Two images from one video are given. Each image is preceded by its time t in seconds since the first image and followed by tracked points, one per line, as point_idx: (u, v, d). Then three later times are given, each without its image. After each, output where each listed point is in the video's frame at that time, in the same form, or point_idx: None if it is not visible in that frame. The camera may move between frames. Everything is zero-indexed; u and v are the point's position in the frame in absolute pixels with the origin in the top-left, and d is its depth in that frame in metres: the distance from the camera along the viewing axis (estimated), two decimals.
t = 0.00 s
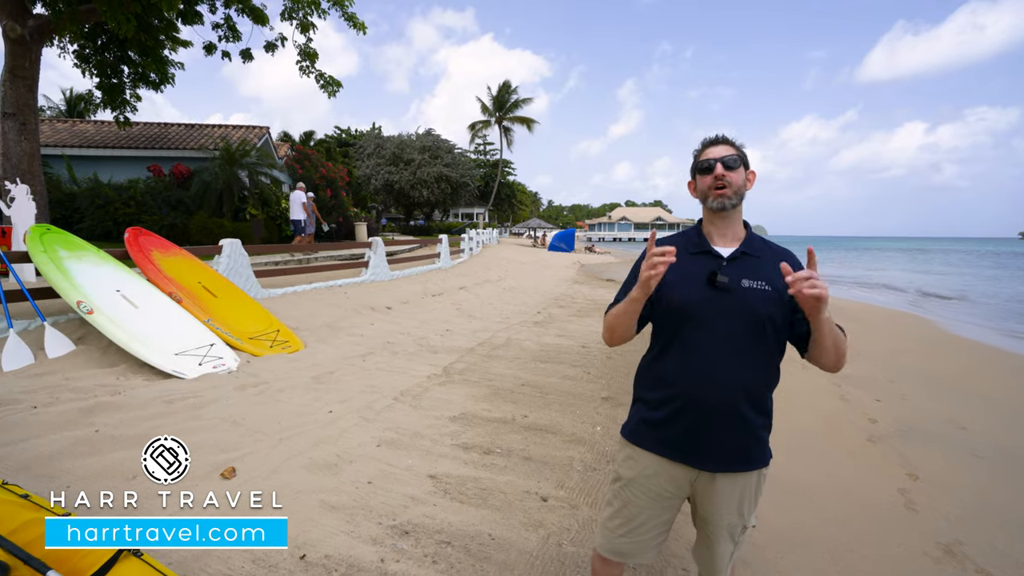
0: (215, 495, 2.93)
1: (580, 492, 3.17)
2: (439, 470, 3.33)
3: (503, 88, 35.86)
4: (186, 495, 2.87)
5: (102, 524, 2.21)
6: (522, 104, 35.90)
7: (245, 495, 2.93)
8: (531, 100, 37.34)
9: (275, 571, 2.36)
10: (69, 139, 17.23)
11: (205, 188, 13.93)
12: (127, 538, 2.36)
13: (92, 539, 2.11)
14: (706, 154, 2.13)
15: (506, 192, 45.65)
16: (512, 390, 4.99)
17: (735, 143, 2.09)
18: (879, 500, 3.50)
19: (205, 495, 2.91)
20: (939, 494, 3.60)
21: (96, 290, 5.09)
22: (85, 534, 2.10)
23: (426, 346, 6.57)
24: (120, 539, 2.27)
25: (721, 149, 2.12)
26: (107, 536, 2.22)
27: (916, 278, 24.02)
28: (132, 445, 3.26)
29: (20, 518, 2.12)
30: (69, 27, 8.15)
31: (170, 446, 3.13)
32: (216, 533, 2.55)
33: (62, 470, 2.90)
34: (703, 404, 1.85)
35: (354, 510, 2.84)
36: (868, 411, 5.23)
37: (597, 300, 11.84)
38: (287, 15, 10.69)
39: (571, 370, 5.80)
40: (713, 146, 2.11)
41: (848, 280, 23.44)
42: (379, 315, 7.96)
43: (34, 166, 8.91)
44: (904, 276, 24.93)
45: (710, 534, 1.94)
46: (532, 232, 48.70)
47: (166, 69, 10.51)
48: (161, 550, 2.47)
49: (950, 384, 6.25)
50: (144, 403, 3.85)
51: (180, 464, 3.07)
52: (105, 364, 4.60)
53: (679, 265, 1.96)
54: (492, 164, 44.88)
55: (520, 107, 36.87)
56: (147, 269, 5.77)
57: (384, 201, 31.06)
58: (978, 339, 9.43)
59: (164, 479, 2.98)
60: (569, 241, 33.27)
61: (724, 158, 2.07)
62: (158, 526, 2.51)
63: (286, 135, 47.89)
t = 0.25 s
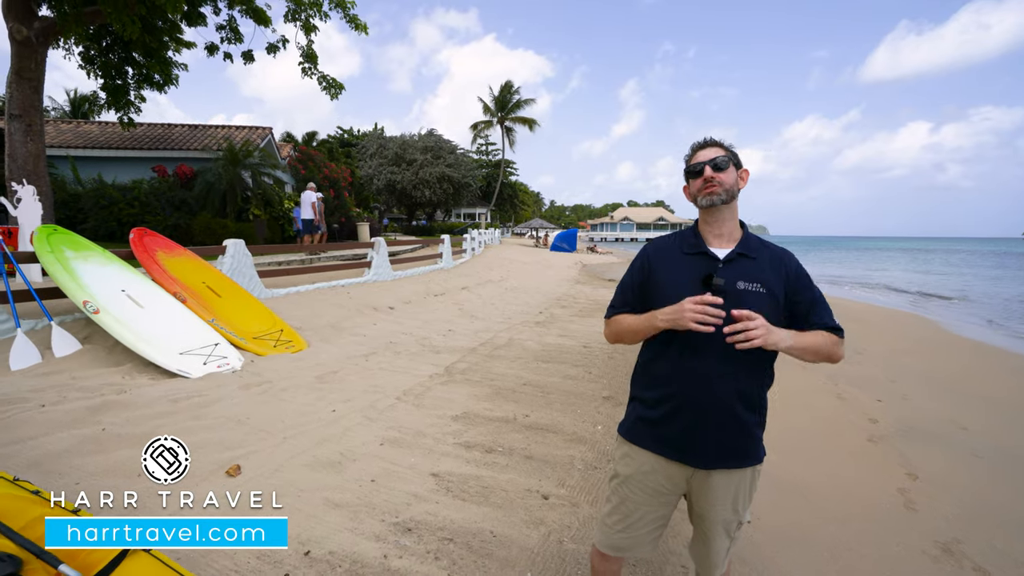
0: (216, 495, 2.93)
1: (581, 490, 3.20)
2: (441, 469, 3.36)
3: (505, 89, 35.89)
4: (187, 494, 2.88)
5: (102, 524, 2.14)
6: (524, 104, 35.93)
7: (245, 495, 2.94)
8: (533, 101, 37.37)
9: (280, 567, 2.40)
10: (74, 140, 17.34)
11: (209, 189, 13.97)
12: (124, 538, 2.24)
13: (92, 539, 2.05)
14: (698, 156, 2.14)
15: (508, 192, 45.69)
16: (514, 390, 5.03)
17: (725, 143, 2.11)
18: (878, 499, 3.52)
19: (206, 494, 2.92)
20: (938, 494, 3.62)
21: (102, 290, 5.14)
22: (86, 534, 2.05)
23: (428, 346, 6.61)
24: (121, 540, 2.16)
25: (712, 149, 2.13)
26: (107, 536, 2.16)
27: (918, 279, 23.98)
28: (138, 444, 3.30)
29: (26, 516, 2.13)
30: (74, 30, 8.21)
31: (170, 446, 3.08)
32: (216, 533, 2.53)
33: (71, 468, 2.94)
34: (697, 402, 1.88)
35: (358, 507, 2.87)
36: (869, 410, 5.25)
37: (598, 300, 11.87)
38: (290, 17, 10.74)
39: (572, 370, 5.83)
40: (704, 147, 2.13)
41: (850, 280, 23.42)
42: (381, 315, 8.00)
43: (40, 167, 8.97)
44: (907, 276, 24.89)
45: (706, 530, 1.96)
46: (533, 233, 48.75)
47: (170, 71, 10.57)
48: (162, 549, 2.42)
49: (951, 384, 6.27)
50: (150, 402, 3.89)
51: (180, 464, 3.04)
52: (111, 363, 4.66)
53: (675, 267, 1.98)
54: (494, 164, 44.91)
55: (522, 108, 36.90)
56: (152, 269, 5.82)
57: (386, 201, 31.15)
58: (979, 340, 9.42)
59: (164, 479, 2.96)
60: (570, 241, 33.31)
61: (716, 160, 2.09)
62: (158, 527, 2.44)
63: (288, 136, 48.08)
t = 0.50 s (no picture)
0: (220, 492, 2.97)
1: (581, 488, 3.23)
2: (442, 467, 3.39)
3: (506, 89, 35.92)
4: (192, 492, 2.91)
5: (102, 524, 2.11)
6: (525, 104, 35.94)
7: (245, 495, 2.95)
8: (534, 101, 37.40)
9: (283, 564, 2.42)
10: (77, 140, 17.40)
11: (211, 189, 14.03)
12: (123, 539, 2.17)
13: (92, 539, 2.04)
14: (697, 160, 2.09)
15: (509, 192, 45.71)
16: (514, 389, 5.05)
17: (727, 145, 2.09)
18: (876, 497, 3.54)
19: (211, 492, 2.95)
20: (936, 492, 3.65)
21: (106, 289, 5.18)
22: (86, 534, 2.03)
23: (430, 345, 6.64)
24: (120, 540, 2.14)
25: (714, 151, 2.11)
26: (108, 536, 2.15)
27: (919, 278, 23.97)
28: (142, 442, 3.33)
29: (30, 515, 2.14)
30: (78, 30, 8.25)
31: (170, 447, 3.11)
32: (217, 533, 2.54)
33: (76, 465, 2.97)
34: (692, 401, 1.91)
35: (359, 504, 2.90)
36: (868, 410, 5.27)
37: (599, 300, 11.89)
38: (292, 17, 10.78)
39: (573, 369, 5.86)
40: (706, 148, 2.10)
41: (851, 280, 23.41)
42: (383, 315, 8.03)
43: (43, 167, 9.02)
44: (908, 276, 24.86)
45: (701, 525, 1.99)
46: (535, 233, 48.75)
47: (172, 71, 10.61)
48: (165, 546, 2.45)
49: (950, 384, 6.28)
50: (153, 400, 3.93)
51: (180, 464, 3.06)
52: (115, 362, 4.69)
53: (670, 270, 1.98)
54: (495, 164, 44.93)
55: (524, 108, 36.93)
56: (156, 269, 5.85)
57: (388, 201, 31.19)
58: (980, 339, 9.43)
59: (164, 479, 2.97)
60: (572, 241, 33.35)
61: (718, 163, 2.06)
62: (157, 527, 2.41)
63: (290, 137, 48.18)
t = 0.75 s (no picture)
0: (221, 491, 2.98)
1: (580, 486, 3.25)
2: (442, 465, 3.41)
3: (506, 89, 35.93)
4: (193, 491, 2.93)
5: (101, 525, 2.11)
6: (526, 104, 35.95)
7: (245, 495, 2.95)
8: (535, 101, 37.44)
9: (285, 561, 2.44)
10: (78, 140, 17.43)
11: (212, 189, 14.05)
12: (123, 539, 2.15)
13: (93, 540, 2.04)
14: (695, 164, 2.07)
15: (509, 192, 45.71)
16: (514, 388, 5.08)
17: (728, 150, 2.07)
18: (873, 496, 3.56)
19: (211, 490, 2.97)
20: (933, 491, 3.67)
21: (108, 289, 5.20)
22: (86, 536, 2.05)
23: (430, 345, 6.66)
24: (120, 540, 2.14)
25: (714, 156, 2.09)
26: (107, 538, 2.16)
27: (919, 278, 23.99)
28: (144, 440, 3.35)
29: (33, 512, 2.16)
30: (79, 30, 8.27)
31: (170, 446, 3.12)
32: (217, 533, 2.55)
33: (79, 463, 2.99)
34: (686, 398, 1.93)
35: (360, 502, 2.93)
36: (866, 409, 5.29)
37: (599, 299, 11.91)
38: (292, 17, 10.80)
39: (572, 369, 5.88)
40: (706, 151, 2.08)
41: (851, 280, 23.43)
42: (383, 314, 8.05)
43: (44, 167, 9.05)
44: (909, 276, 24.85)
45: (694, 519, 2.01)
46: (535, 232, 48.77)
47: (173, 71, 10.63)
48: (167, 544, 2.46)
49: (949, 383, 6.30)
50: (155, 399, 3.95)
51: (180, 464, 3.07)
52: (116, 361, 4.71)
53: (662, 272, 2.00)
54: (496, 164, 44.94)
55: (524, 108, 36.93)
56: (157, 268, 5.88)
57: (388, 200, 31.21)
58: (980, 339, 9.44)
59: (164, 479, 2.98)
60: (572, 241, 33.38)
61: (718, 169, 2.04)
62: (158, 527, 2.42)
63: (290, 136, 48.25)
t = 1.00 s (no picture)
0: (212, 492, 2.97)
1: (573, 485, 3.26)
2: (436, 465, 3.41)
3: (502, 88, 35.91)
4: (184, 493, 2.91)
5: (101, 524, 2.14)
6: (521, 104, 35.95)
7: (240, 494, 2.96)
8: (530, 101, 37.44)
9: (277, 561, 2.43)
10: (69, 139, 17.29)
11: (205, 188, 13.98)
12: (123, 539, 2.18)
13: (92, 540, 2.06)
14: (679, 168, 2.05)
15: (505, 191, 45.69)
16: (509, 388, 5.08)
17: (716, 154, 2.05)
18: (865, 494, 3.59)
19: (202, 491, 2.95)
20: (924, 489, 3.69)
21: (99, 289, 5.16)
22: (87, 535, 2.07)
23: (424, 345, 6.65)
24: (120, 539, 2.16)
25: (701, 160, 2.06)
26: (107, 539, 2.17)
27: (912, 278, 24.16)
28: (135, 442, 3.33)
29: (23, 514, 2.15)
30: (70, 28, 8.21)
31: (170, 447, 3.15)
32: (217, 533, 2.54)
33: (70, 465, 2.98)
34: (673, 397, 1.94)
35: (353, 503, 2.92)
36: (858, 407, 5.32)
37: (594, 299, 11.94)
38: (286, 16, 10.75)
39: (567, 368, 5.89)
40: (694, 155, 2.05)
41: (845, 279, 23.57)
42: (378, 314, 8.04)
43: (35, 167, 8.97)
44: (901, 275, 25.03)
45: (682, 516, 2.02)
46: (530, 232, 48.78)
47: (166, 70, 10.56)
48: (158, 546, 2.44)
49: (940, 382, 6.34)
50: (147, 400, 3.93)
51: (180, 464, 3.09)
52: (108, 362, 4.68)
53: (645, 276, 2.00)
54: (491, 164, 44.92)
55: (519, 108, 36.92)
56: (149, 268, 5.84)
57: (383, 200, 31.13)
58: (971, 338, 9.51)
59: (163, 479, 2.99)
60: (567, 241, 33.39)
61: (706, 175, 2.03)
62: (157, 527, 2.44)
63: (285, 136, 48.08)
